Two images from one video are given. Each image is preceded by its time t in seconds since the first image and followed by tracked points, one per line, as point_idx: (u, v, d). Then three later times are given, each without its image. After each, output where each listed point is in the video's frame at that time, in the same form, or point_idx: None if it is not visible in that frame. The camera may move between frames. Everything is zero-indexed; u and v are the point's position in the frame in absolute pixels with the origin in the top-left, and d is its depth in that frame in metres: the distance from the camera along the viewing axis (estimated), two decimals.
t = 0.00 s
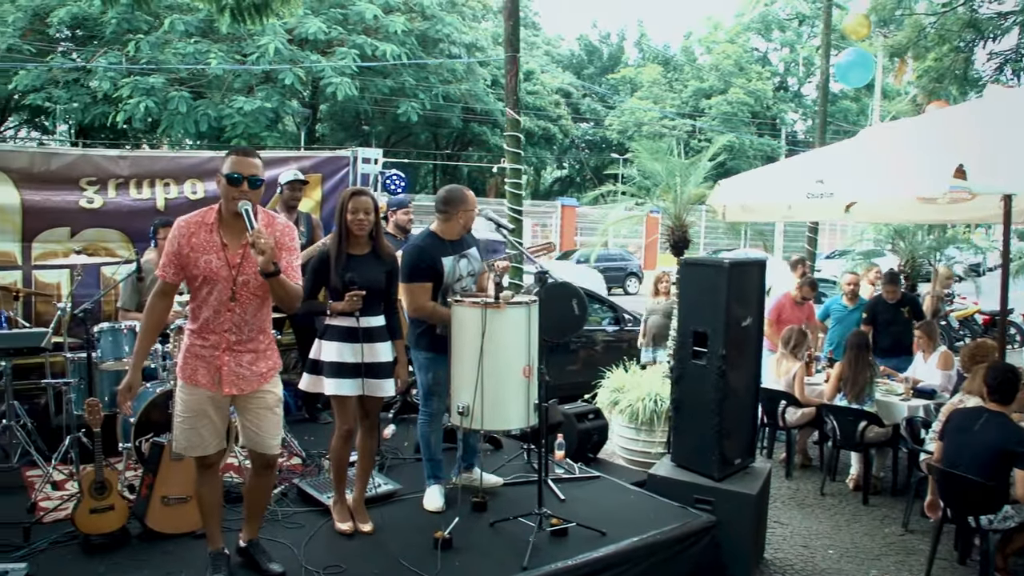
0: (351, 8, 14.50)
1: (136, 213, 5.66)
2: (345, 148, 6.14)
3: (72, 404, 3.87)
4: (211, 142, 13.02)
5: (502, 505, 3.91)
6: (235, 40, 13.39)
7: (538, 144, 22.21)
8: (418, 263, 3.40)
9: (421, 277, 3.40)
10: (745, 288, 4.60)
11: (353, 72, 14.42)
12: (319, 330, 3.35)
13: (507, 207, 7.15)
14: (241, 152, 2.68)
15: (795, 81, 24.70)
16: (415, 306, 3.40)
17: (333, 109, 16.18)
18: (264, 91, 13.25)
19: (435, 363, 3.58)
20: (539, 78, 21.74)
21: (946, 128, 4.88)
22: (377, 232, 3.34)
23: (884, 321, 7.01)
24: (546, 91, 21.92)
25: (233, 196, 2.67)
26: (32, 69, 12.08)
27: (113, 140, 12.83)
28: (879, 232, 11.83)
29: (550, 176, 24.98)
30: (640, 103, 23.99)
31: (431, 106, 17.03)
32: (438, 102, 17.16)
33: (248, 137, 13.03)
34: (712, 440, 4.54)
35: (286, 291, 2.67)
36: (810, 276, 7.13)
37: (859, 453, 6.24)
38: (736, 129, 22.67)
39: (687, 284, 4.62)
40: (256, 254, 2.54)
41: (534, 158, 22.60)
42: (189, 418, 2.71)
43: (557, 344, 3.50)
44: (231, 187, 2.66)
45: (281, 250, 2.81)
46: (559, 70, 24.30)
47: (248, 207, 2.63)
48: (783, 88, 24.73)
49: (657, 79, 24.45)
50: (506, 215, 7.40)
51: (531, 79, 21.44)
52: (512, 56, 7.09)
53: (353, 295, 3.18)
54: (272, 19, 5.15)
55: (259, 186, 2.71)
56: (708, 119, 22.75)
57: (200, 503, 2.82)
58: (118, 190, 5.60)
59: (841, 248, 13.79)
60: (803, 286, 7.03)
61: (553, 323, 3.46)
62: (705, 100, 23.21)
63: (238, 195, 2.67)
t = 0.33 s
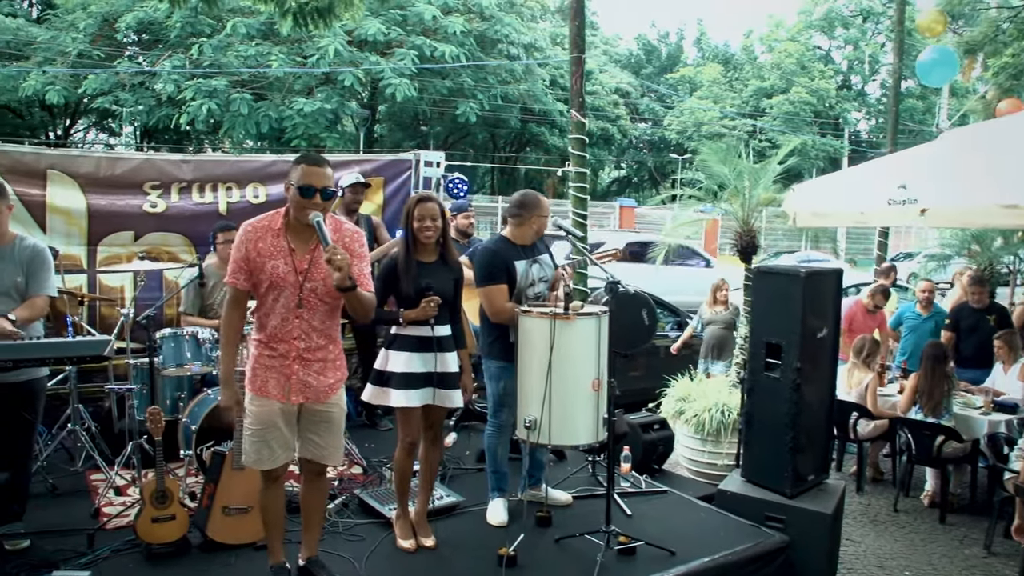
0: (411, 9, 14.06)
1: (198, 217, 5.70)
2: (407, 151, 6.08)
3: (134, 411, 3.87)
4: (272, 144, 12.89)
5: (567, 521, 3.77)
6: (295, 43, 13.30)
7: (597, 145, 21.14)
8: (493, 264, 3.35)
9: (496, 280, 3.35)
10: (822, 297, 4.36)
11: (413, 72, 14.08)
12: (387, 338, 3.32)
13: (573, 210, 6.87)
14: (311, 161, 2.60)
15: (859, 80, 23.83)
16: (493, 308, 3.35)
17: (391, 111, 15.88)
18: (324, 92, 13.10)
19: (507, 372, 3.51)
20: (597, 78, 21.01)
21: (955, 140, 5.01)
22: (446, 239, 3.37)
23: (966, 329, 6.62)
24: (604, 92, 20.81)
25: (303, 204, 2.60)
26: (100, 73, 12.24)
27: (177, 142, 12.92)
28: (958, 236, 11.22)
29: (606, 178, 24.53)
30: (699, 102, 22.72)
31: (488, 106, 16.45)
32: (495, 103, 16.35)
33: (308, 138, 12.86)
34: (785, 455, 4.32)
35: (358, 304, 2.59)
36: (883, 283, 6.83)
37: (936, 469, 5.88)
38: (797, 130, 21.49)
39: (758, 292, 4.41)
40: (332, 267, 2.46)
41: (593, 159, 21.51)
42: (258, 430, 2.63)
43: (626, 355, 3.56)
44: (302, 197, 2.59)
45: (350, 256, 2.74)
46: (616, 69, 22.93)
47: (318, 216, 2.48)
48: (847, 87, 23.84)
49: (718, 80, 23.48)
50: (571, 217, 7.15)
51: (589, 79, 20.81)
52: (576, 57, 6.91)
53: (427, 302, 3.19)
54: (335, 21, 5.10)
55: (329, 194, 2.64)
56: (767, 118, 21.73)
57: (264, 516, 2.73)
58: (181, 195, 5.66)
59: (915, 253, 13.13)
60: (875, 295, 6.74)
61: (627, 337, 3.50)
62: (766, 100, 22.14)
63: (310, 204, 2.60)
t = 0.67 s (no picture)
0: (462, 9, 13.73)
1: (252, 219, 5.69)
2: (462, 152, 5.99)
3: (188, 415, 3.87)
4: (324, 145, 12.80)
5: (625, 534, 3.65)
6: (347, 43, 13.15)
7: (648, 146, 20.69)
8: (564, 265, 3.37)
9: (568, 280, 3.36)
10: (893, 306, 4.14)
11: (465, 73, 13.73)
12: (445, 347, 3.27)
13: (630, 211, 6.71)
14: (374, 174, 2.51)
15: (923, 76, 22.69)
16: (563, 310, 3.35)
17: (443, 111, 15.57)
18: (376, 93, 12.96)
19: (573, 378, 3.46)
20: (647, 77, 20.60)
21: None
22: (505, 244, 3.30)
23: None
24: (655, 90, 20.55)
25: (371, 217, 2.52)
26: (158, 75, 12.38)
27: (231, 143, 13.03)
28: None
29: (658, 179, 24.15)
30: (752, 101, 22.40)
31: (540, 107, 16.15)
32: (548, 104, 16.00)
33: (359, 139, 12.68)
34: (852, 470, 4.12)
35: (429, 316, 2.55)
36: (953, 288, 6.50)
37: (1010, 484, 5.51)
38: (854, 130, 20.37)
39: (827, 300, 4.21)
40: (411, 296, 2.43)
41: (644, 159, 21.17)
42: (322, 439, 2.58)
43: (687, 366, 3.66)
44: (372, 210, 2.51)
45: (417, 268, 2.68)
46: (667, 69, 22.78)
47: (397, 238, 2.53)
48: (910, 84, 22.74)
49: (773, 78, 22.75)
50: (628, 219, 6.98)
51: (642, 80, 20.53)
52: (635, 55, 6.73)
53: (491, 310, 3.12)
54: (388, 19, 5.01)
55: (398, 207, 2.56)
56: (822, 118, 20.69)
57: (322, 527, 2.66)
58: (236, 196, 5.67)
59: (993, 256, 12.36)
60: (942, 300, 6.44)
61: (688, 345, 3.62)
62: (821, 99, 20.80)
63: (379, 218, 2.52)
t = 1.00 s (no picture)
0: (507, 8, 13.57)
1: (299, 218, 5.69)
2: (510, 150, 5.94)
3: (234, 415, 3.86)
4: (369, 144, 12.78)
5: (677, 542, 3.54)
6: (393, 43, 13.09)
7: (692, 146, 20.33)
8: (624, 266, 3.35)
9: (625, 281, 3.34)
10: (959, 311, 3.95)
11: (509, 72, 13.56)
12: (492, 348, 3.21)
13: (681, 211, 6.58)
14: (443, 180, 2.47)
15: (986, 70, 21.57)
16: (616, 312, 3.32)
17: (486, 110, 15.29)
18: (421, 92, 12.97)
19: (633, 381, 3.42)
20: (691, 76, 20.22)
21: None
22: (556, 244, 3.22)
23: None
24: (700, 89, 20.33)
25: (440, 223, 2.46)
26: (205, 77, 12.52)
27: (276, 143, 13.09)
28: None
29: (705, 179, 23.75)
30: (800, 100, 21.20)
31: (585, 107, 15.83)
32: (593, 103, 15.62)
33: (405, 138, 12.73)
34: (913, 481, 3.95)
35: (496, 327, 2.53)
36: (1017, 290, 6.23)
37: None
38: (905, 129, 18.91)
39: (889, 304, 4.05)
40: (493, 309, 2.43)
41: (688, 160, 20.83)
42: (371, 442, 2.52)
43: (746, 366, 3.75)
44: (440, 215, 2.46)
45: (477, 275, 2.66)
46: (714, 67, 22.60)
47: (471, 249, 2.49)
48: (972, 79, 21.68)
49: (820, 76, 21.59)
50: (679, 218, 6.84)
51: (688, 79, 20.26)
52: (688, 51, 6.59)
53: (545, 309, 3.02)
54: (434, 17, 4.98)
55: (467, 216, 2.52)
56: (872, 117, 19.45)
57: (367, 531, 2.60)
58: (282, 195, 5.67)
59: None
60: (1004, 302, 6.19)
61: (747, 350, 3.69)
62: (869, 97, 19.73)
63: (447, 225, 2.47)
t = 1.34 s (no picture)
0: (544, 7, 13.52)
1: (337, 216, 5.69)
2: (550, 148, 5.88)
3: (271, 415, 3.85)
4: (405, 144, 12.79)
5: (721, 548, 3.45)
6: (429, 43, 13.10)
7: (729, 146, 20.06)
8: (677, 266, 3.26)
9: (677, 281, 3.25)
10: (1016, 310, 3.79)
11: (546, 71, 13.53)
12: (527, 347, 3.17)
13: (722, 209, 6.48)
14: (489, 167, 2.43)
15: None
16: (667, 313, 3.26)
17: (523, 109, 15.14)
18: (457, 92, 12.93)
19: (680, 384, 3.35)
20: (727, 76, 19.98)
21: None
22: (599, 243, 3.15)
23: None
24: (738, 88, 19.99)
25: (487, 210, 2.42)
26: (243, 77, 12.66)
27: (313, 143, 13.19)
28: None
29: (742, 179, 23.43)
30: (839, 97, 20.81)
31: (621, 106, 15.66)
32: (630, 102, 15.43)
33: (441, 137, 12.78)
34: (969, 489, 3.78)
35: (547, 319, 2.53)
36: None
37: None
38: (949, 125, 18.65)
39: (942, 304, 3.90)
40: (546, 304, 2.44)
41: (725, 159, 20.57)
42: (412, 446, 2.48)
43: (791, 370, 3.73)
44: (487, 202, 2.41)
45: (520, 270, 2.63)
46: (751, 65, 22.12)
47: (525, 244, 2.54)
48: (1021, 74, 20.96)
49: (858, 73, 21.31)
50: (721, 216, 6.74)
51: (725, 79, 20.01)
52: (730, 46, 6.48)
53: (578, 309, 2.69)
54: (470, 16, 4.95)
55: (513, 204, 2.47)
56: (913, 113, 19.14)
57: (405, 536, 2.55)
58: (319, 194, 5.67)
59: None
60: None
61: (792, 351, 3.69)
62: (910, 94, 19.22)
63: (494, 212, 2.42)
